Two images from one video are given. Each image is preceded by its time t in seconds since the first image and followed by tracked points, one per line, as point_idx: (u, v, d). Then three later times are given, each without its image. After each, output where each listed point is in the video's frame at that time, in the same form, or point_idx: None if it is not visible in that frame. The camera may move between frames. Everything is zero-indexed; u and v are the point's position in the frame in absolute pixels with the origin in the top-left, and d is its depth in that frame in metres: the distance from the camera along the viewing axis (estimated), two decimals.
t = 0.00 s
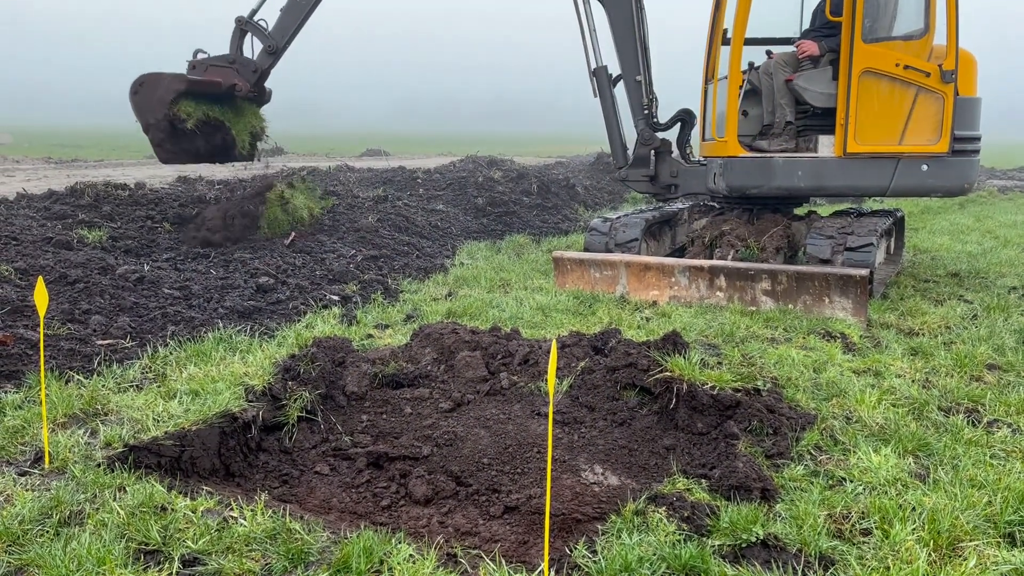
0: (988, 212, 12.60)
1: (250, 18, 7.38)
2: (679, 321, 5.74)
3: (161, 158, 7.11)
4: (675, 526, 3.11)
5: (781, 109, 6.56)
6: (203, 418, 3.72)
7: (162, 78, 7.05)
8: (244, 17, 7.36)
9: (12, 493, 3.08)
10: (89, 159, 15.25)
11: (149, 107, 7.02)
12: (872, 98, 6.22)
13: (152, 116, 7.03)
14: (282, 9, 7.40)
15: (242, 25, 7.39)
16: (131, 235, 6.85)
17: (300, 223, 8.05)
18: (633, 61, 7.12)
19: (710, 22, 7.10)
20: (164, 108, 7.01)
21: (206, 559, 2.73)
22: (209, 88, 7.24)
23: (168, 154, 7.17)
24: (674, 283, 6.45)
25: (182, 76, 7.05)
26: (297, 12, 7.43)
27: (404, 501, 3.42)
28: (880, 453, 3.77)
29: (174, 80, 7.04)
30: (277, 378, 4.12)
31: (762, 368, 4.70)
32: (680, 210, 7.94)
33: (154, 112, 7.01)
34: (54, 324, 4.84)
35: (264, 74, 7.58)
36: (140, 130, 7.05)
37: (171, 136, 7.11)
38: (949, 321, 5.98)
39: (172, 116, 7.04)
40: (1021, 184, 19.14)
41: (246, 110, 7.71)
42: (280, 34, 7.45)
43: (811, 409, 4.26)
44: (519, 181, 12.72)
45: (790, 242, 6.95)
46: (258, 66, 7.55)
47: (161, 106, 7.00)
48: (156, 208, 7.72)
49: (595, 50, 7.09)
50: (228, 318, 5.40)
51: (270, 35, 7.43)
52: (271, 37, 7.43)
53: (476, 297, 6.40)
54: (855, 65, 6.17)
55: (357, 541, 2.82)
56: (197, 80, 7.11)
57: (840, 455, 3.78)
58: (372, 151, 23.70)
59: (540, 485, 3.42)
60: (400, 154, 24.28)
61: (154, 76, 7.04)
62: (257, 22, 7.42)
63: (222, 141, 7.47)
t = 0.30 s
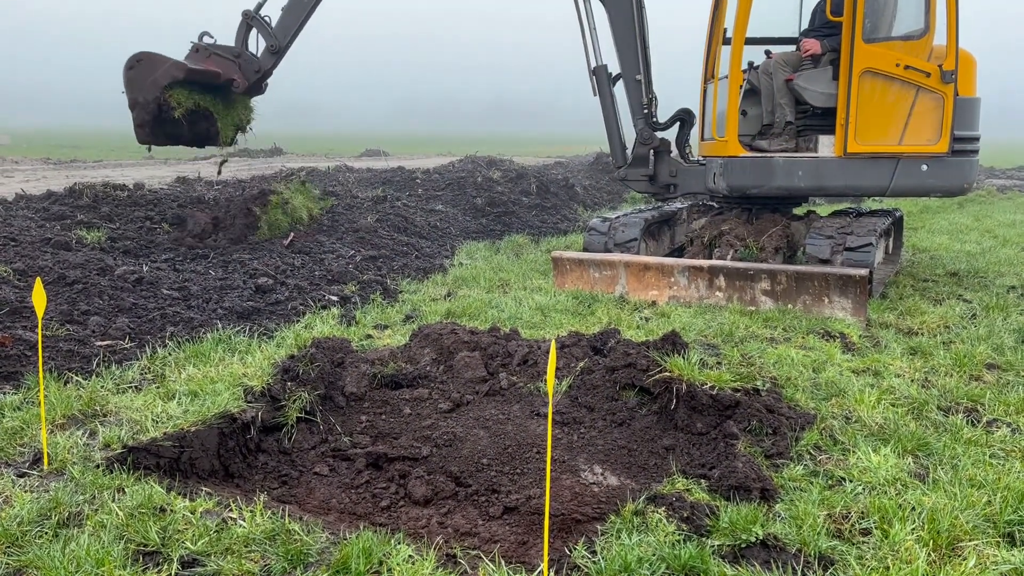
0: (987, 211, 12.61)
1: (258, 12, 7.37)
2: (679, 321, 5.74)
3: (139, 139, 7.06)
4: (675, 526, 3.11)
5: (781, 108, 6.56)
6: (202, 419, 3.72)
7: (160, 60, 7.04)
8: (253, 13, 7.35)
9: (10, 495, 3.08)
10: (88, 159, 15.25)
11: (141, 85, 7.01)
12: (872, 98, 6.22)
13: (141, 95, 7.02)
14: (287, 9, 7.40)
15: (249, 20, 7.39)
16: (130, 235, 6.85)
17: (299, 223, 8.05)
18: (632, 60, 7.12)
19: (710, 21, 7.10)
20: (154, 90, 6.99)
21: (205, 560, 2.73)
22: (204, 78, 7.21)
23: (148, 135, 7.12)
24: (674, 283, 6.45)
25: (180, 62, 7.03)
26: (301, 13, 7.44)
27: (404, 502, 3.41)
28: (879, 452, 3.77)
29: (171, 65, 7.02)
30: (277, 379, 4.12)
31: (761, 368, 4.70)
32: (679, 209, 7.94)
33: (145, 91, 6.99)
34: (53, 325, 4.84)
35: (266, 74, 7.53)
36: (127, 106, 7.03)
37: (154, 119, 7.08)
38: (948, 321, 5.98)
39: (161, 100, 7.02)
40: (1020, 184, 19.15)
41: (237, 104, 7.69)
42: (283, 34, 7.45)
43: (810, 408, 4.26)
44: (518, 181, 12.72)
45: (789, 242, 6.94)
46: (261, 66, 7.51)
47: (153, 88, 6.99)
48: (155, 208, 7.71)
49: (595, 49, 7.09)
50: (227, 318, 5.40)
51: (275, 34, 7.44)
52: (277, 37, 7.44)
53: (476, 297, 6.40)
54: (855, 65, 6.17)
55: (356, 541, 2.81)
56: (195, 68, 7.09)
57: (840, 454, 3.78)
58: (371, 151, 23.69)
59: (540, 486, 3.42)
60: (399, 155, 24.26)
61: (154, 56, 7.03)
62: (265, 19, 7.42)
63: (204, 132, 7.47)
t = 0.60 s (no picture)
0: (986, 210, 12.61)
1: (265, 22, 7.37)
2: (679, 321, 5.73)
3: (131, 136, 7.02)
4: (675, 525, 3.10)
5: (781, 108, 6.55)
6: (202, 419, 3.72)
7: (169, 61, 7.01)
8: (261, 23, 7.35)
9: (10, 494, 3.08)
10: (87, 159, 15.26)
11: (145, 82, 6.99)
12: (872, 97, 6.23)
13: (142, 92, 7.00)
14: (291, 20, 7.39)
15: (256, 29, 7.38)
16: (129, 235, 6.85)
17: (298, 223, 8.04)
18: (630, 60, 7.13)
19: (709, 21, 7.09)
20: (156, 89, 6.97)
21: (206, 560, 2.72)
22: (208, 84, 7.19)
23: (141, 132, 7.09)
24: (674, 282, 6.45)
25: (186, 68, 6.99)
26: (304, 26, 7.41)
27: (404, 501, 3.41)
28: (879, 451, 3.77)
29: (177, 69, 6.99)
30: (277, 379, 4.12)
31: (761, 367, 4.70)
32: (679, 209, 7.94)
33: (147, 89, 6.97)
34: (52, 325, 4.84)
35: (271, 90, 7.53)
36: (126, 99, 7.01)
37: (150, 118, 7.05)
38: (948, 319, 5.98)
39: (161, 100, 7.00)
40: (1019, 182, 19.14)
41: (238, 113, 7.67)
42: (287, 47, 7.45)
43: (810, 407, 4.26)
44: (517, 181, 12.72)
45: (789, 241, 6.94)
46: (266, 82, 7.48)
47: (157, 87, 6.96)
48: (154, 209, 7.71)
49: (592, 50, 7.09)
50: (227, 319, 5.40)
51: (280, 48, 7.44)
52: (283, 51, 7.45)
53: (476, 296, 6.39)
54: (855, 64, 6.16)
55: (356, 541, 2.81)
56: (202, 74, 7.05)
57: (840, 453, 3.78)
58: (371, 151, 23.68)
59: (540, 485, 3.42)
60: (398, 154, 24.25)
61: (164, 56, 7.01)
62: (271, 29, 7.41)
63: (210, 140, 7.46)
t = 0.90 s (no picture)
0: (985, 209, 12.62)
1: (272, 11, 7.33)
2: (678, 320, 5.74)
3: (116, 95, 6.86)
4: (674, 524, 3.11)
5: (783, 107, 6.59)
6: (201, 419, 3.72)
7: (174, 32, 6.86)
8: (269, 11, 7.35)
9: (9, 495, 3.08)
10: (86, 159, 15.27)
11: (143, 45, 6.83)
12: (874, 97, 6.22)
13: (138, 54, 6.85)
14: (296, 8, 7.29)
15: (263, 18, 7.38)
16: (128, 236, 6.85)
17: (298, 224, 8.04)
18: (633, 58, 7.12)
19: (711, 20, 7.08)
20: (152, 56, 6.81)
21: (205, 560, 2.72)
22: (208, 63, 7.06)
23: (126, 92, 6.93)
24: (673, 281, 6.45)
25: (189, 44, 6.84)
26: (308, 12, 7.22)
27: (403, 501, 3.41)
28: (878, 450, 3.77)
29: (180, 42, 6.83)
30: (276, 378, 4.12)
31: (760, 365, 4.70)
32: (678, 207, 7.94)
33: (144, 52, 6.81)
34: (52, 325, 4.84)
35: (270, 78, 7.35)
36: (121, 56, 6.86)
37: (140, 82, 6.90)
38: (947, 318, 5.99)
39: (155, 67, 6.85)
40: (1019, 181, 19.13)
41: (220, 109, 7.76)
42: (287, 36, 7.32)
43: (809, 406, 4.26)
44: (517, 180, 12.72)
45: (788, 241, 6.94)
46: (267, 71, 7.34)
47: (153, 54, 6.80)
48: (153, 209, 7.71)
49: (594, 47, 7.09)
50: (226, 319, 5.39)
51: (284, 36, 7.30)
52: (287, 40, 7.31)
53: (475, 296, 6.39)
54: (857, 64, 6.16)
55: (355, 540, 2.81)
56: (205, 53, 6.92)
57: (839, 452, 3.78)
58: (370, 151, 23.66)
59: (540, 485, 3.42)
60: (397, 154, 24.26)
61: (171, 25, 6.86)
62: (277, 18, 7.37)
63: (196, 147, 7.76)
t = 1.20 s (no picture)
0: (984, 207, 12.63)
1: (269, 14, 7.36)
2: (677, 319, 5.74)
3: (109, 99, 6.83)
4: (673, 523, 3.11)
5: (783, 105, 6.54)
6: (201, 419, 3.71)
7: (171, 37, 6.82)
8: (266, 15, 7.36)
9: (9, 495, 3.08)
10: (86, 159, 15.26)
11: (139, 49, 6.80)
12: (874, 95, 6.22)
13: (134, 58, 6.83)
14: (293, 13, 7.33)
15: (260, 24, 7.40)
16: (128, 235, 6.84)
17: (297, 223, 8.04)
18: (630, 58, 7.13)
19: (708, 18, 7.08)
20: (147, 60, 6.78)
21: (205, 560, 2.73)
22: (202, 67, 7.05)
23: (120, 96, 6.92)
24: (672, 280, 6.46)
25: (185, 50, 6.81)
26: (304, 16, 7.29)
27: (402, 501, 3.42)
28: (877, 448, 3.78)
29: (176, 47, 6.80)
30: (276, 378, 4.12)
31: (760, 364, 4.71)
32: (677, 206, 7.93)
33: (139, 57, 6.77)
34: (51, 325, 4.84)
35: (267, 82, 7.42)
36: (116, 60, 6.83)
37: (135, 86, 6.89)
38: (946, 317, 5.99)
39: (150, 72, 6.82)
40: (1018, 179, 19.14)
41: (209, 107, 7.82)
42: (284, 41, 7.40)
43: (808, 405, 4.26)
44: (517, 179, 12.72)
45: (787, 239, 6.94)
46: (264, 75, 7.40)
47: (149, 58, 6.77)
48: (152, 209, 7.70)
49: (592, 47, 7.09)
50: (225, 319, 5.39)
51: (282, 42, 7.38)
52: (285, 46, 7.39)
53: (474, 296, 6.39)
54: (857, 62, 6.16)
55: (355, 540, 2.82)
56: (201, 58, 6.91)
57: (838, 451, 3.79)
58: (371, 150, 23.64)
59: (539, 484, 3.43)
60: (396, 153, 24.24)
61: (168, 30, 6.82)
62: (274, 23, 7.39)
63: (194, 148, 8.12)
